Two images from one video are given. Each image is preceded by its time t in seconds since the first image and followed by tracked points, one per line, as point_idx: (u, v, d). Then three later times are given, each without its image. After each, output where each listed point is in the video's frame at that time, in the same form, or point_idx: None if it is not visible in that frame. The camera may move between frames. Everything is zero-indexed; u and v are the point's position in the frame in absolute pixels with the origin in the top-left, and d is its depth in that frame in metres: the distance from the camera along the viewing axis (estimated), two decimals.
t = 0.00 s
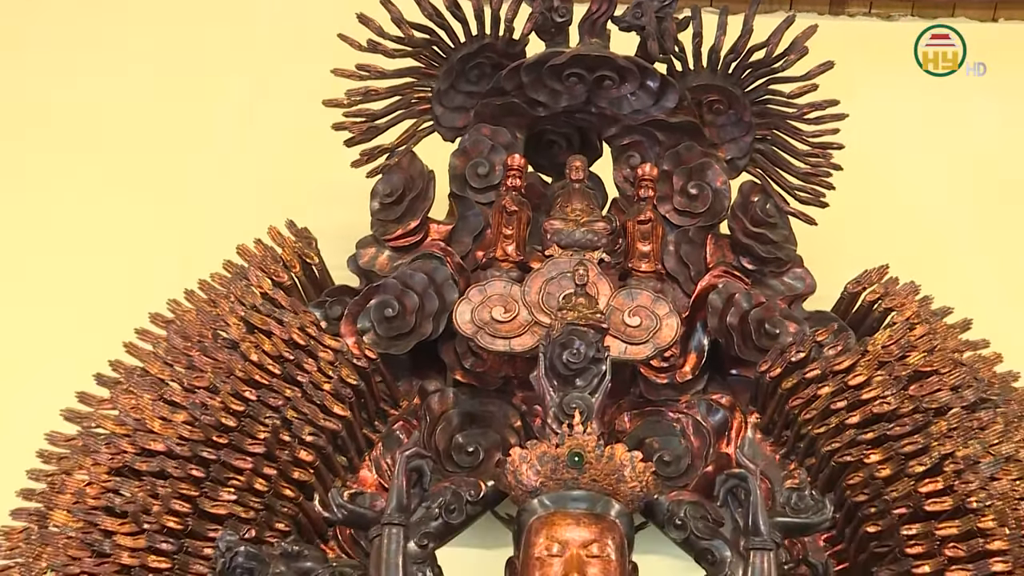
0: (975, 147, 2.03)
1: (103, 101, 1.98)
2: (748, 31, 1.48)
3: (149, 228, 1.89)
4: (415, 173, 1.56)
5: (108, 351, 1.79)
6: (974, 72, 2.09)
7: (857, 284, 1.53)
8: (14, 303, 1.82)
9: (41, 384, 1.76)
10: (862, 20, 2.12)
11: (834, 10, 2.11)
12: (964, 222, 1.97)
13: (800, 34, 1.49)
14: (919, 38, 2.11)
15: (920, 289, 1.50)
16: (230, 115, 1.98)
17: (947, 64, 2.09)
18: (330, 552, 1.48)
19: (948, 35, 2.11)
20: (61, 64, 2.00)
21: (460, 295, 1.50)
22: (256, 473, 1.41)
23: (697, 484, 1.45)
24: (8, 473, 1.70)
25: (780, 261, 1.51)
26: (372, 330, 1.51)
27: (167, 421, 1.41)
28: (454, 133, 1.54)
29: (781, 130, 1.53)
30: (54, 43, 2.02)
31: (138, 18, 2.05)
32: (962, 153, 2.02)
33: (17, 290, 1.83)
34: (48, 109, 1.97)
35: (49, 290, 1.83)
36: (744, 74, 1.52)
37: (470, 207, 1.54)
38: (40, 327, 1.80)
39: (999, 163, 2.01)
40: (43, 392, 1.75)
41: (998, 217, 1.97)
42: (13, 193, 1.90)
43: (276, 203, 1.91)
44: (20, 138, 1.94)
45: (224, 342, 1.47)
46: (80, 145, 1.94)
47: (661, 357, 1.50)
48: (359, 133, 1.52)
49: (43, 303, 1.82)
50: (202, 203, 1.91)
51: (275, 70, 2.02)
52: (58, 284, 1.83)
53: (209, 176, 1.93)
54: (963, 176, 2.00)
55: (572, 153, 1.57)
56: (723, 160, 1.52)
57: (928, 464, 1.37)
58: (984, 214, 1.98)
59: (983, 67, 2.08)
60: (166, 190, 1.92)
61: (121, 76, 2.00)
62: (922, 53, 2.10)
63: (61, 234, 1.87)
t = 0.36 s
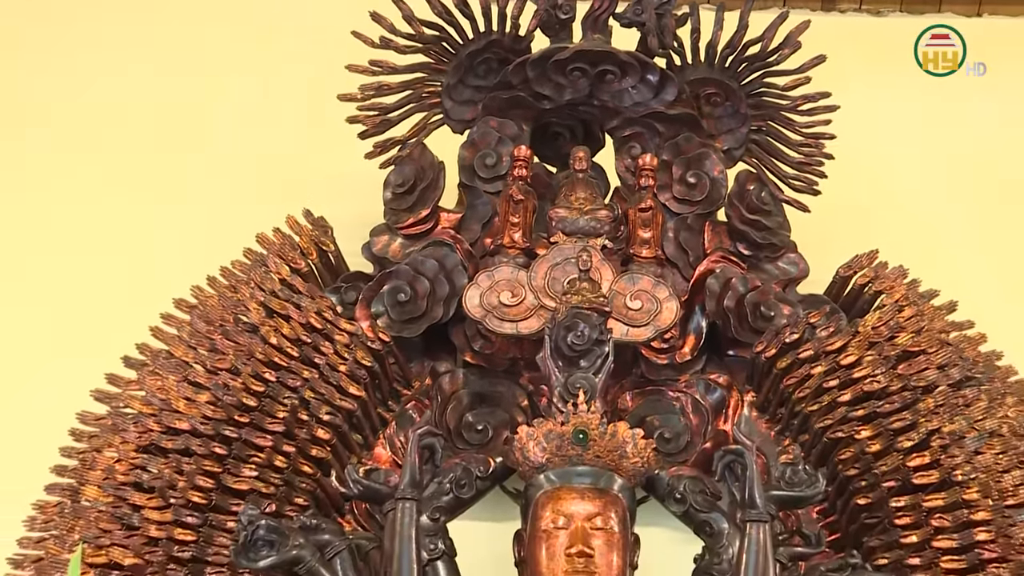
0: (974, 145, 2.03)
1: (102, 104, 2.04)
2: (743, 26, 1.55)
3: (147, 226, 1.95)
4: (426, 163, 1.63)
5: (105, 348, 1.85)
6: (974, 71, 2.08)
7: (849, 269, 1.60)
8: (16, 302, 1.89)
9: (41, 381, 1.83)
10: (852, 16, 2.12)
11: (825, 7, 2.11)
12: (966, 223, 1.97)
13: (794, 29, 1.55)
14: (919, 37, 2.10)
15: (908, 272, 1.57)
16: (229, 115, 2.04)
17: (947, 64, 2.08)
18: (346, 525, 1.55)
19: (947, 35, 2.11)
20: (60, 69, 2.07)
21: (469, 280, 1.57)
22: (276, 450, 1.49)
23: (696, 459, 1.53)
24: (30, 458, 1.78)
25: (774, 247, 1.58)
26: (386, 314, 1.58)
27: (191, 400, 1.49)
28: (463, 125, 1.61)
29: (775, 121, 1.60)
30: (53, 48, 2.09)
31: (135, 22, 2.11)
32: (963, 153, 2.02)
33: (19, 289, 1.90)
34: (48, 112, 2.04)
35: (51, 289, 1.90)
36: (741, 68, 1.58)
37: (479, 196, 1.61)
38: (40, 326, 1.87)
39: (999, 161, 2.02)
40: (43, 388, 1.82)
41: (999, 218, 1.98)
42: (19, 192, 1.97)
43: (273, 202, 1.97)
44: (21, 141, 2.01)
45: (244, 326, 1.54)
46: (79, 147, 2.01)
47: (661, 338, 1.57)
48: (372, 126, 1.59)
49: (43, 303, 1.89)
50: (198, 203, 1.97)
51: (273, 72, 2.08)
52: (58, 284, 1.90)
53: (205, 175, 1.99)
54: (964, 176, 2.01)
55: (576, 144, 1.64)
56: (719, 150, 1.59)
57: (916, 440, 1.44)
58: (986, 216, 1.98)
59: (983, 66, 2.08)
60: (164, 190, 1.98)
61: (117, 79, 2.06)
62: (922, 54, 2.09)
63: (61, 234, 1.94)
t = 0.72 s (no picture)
0: (973, 146, 2.09)
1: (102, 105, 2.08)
2: (736, 24, 1.63)
3: (145, 226, 1.99)
4: (433, 156, 1.70)
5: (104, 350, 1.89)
6: (974, 71, 2.15)
7: (837, 256, 1.67)
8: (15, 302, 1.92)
9: (40, 383, 1.87)
10: (840, 14, 2.18)
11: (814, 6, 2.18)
12: (966, 221, 2.04)
13: (784, 27, 1.63)
14: (920, 36, 2.16)
15: (893, 259, 1.64)
16: (225, 114, 2.09)
17: (947, 64, 2.15)
18: (358, 501, 1.64)
19: (948, 35, 2.17)
20: (59, 69, 2.10)
21: (474, 268, 1.64)
22: (291, 430, 1.56)
23: (692, 438, 1.61)
24: (36, 450, 1.82)
25: (766, 235, 1.65)
26: (395, 300, 1.66)
27: (210, 382, 1.55)
28: (468, 119, 1.69)
29: (767, 115, 1.68)
30: (49, 49, 2.12)
31: (131, 23, 2.15)
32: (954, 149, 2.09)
33: (17, 290, 1.94)
34: (45, 113, 2.07)
35: (50, 288, 1.94)
36: (733, 64, 1.66)
37: (484, 186, 1.69)
38: (39, 326, 1.91)
39: (998, 162, 2.08)
40: (42, 390, 1.86)
41: (1000, 218, 2.04)
42: (20, 190, 2.01)
43: (271, 200, 2.02)
44: (19, 141, 2.04)
45: (260, 312, 1.61)
46: (76, 148, 2.04)
47: (658, 323, 1.64)
48: (381, 120, 1.66)
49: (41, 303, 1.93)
50: (197, 202, 2.01)
51: (269, 72, 2.12)
52: (56, 284, 1.94)
53: (202, 176, 2.04)
54: (963, 177, 2.07)
55: (577, 137, 1.71)
56: (713, 143, 1.66)
57: (900, 418, 1.51)
58: (978, 212, 2.04)
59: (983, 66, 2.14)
60: (163, 189, 2.02)
61: (114, 80, 2.10)
62: (923, 53, 2.16)
63: (59, 234, 1.98)
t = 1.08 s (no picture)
0: (963, 141, 2.17)
1: (106, 107, 2.15)
2: (727, 22, 1.70)
3: (145, 224, 2.06)
4: (437, 148, 1.78)
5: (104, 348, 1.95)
6: (975, 71, 2.22)
7: (824, 243, 1.75)
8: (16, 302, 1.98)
9: (43, 376, 1.93)
10: (825, 13, 2.26)
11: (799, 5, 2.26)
12: (963, 220, 2.10)
13: (773, 24, 1.70)
14: (919, 37, 2.24)
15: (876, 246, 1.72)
16: (223, 115, 2.16)
17: (948, 65, 2.22)
18: (366, 477, 1.72)
19: (948, 35, 2.24)
20: (65, 70, 2.17)
21: (477, 255, 1.72)
22: (303, 410, 1.64)
23: (685, 417, 1.69)
24: (42, 442, 1.88)
25: (756, 223, 1.73)
26: (401, 287, 1.73)
27: (226, 364, 1.63)
28: (471, 114, 1.77)
29: (756, 109, 1.75)
30: (45, 52, 2.18)
31: (128, 26, 2.22)
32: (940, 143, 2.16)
33: (20, 287, 1.99)
34: (47, 114, 2.13)
35: (55, 281, 2.00)
36: (725, 60, 1.73)
37: (486, 178, 1.77)
38: (42, 323, 1.97)
39: (995, 163, 2.15)
40: (45, 386, 1.92)
41: (996, 217, 2.10)
42: (22, 189, 2.07)
43: (268, 200, 2.09)
44: (20, 143, 2.10)
45: (273, 297, 1.69)
46: (78, 150, 2.11)
47: (653, 308, 1.72)
48: (388, 114, 1.74)
49: (43, 302, 1.99)
50: (197, 202, 2.08)
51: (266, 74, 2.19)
52: (56, 283, 2.00)
53: (200, 175, 2.10)
54: (961, 177, 2.14)
55: (575, 131, 1.79)
56: (705, 135, 1.74)
57: (883, 398, 1.59)
58: (963, 204, 2.12)
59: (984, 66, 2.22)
60: (165, 188, 2.09)
61: (111, 83, 2.17)
62: (921, 53, 2.23)
63: (58, 234, 2.04)
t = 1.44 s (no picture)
0: (952, 135, 2.25)
1: (115, 107, 2.22)
2: (718, 19, 1.78)
3: (155, 223, 2.14)
4: (441, 140, 1.86)
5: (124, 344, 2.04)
6: (976, 71, 2.29)
7: (811, 231, 1.83)
8: (34, 302, 2.07)
9: (60, 368, 2.02)
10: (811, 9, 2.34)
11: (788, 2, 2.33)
12: (959, 218, 2.19)
13: (761, 22, 1.78)
14: (920, 37, 2.31)
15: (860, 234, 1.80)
16: (228, 114, 2.23)
17: (948, 65, 2.29)
18: (374, 455, 1.80)
19: (947, 35, 2.31)
20: (75, 71, 2.24)
21: (480, 243, 1.81)
22: (314, 390, 1.73)
23: (678, 397, 1.78)
24: (64, 428, 1.98)
25: (746, 213, 1.80)
26: (407, 273, 1.81)
27: (240, 347, 1.71)
28: (473, 108, 1.85)
29: (746, 103, 1.83)
30: (51, 56, 2.25)
31: (130, 29, 2.28)
32: (930, 137, 2.24)
33: (37, 282, 2.08)
34: (59, 115, 2.21)
35: (70, 277, 2.09)
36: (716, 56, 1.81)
37: (488, 169, 1.85)
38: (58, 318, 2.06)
39: (991, 164, 2.23)
40: (62, 379, 2.01)
41: (992, 216, 2.18)
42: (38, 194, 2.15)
43: (273, 198, 2.16)
44: (31, 147, 2.18)
45: (285, 282, 1.76)
46: (88, 151, 2.19)
47: (647, 293, 1.80)
48: (394, 108, 1.81)
49: (60, 302, 2.07)
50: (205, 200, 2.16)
51: (269, 73, 2.26)
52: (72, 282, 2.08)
53: (206, 173, 2.18)
54: (956, 175, 2.22)
55: (573, 124, 1.87)
56: (697, 128, 1.82)
57: (865, 378, 1.67)
58: (951, 197, 2.20)
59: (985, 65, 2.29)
60: (173, 186, 2.17)
61: (116, 87, 2.24)
62: (921, 53, 2.30)
63: (71, 235, 2.12)
